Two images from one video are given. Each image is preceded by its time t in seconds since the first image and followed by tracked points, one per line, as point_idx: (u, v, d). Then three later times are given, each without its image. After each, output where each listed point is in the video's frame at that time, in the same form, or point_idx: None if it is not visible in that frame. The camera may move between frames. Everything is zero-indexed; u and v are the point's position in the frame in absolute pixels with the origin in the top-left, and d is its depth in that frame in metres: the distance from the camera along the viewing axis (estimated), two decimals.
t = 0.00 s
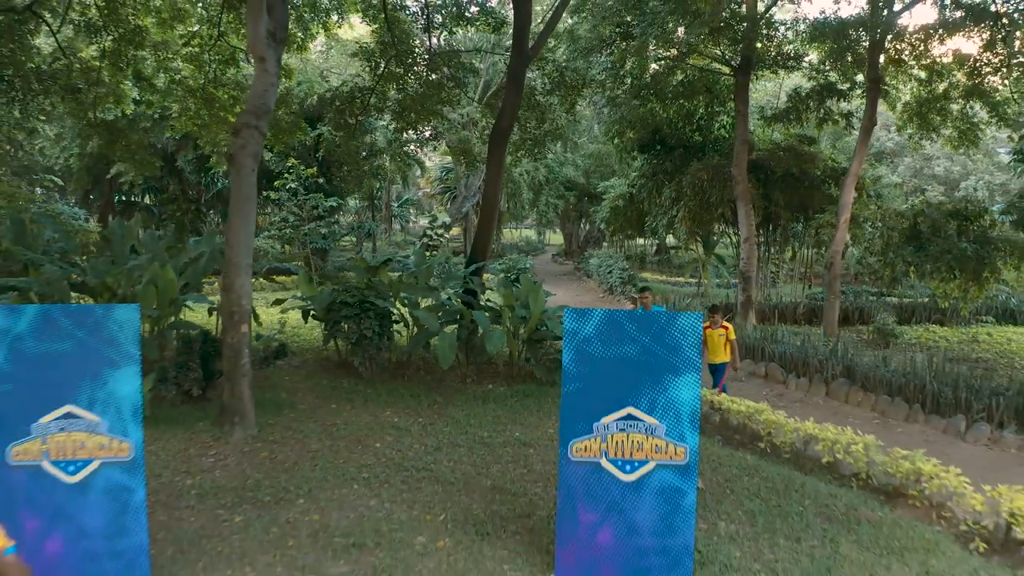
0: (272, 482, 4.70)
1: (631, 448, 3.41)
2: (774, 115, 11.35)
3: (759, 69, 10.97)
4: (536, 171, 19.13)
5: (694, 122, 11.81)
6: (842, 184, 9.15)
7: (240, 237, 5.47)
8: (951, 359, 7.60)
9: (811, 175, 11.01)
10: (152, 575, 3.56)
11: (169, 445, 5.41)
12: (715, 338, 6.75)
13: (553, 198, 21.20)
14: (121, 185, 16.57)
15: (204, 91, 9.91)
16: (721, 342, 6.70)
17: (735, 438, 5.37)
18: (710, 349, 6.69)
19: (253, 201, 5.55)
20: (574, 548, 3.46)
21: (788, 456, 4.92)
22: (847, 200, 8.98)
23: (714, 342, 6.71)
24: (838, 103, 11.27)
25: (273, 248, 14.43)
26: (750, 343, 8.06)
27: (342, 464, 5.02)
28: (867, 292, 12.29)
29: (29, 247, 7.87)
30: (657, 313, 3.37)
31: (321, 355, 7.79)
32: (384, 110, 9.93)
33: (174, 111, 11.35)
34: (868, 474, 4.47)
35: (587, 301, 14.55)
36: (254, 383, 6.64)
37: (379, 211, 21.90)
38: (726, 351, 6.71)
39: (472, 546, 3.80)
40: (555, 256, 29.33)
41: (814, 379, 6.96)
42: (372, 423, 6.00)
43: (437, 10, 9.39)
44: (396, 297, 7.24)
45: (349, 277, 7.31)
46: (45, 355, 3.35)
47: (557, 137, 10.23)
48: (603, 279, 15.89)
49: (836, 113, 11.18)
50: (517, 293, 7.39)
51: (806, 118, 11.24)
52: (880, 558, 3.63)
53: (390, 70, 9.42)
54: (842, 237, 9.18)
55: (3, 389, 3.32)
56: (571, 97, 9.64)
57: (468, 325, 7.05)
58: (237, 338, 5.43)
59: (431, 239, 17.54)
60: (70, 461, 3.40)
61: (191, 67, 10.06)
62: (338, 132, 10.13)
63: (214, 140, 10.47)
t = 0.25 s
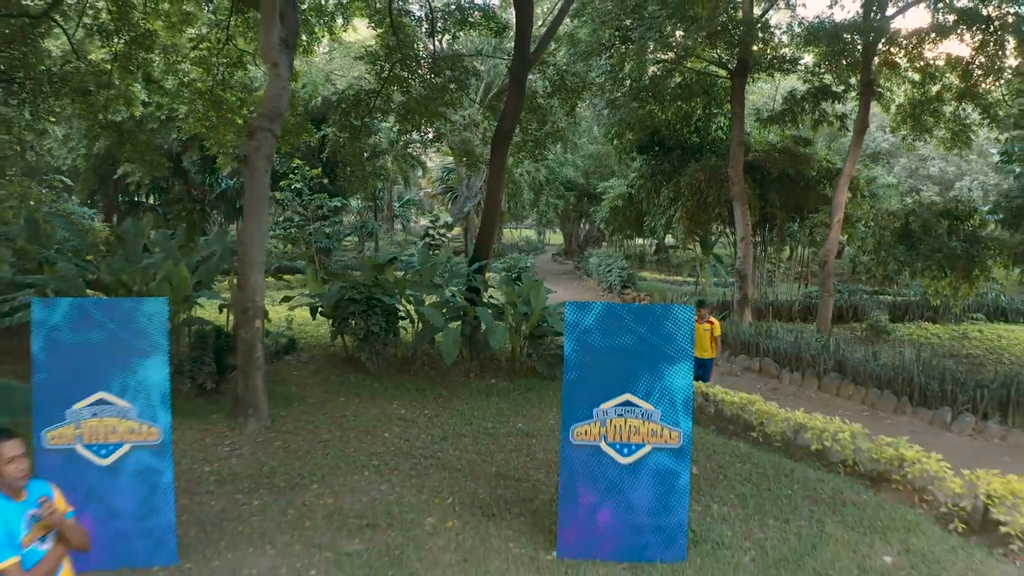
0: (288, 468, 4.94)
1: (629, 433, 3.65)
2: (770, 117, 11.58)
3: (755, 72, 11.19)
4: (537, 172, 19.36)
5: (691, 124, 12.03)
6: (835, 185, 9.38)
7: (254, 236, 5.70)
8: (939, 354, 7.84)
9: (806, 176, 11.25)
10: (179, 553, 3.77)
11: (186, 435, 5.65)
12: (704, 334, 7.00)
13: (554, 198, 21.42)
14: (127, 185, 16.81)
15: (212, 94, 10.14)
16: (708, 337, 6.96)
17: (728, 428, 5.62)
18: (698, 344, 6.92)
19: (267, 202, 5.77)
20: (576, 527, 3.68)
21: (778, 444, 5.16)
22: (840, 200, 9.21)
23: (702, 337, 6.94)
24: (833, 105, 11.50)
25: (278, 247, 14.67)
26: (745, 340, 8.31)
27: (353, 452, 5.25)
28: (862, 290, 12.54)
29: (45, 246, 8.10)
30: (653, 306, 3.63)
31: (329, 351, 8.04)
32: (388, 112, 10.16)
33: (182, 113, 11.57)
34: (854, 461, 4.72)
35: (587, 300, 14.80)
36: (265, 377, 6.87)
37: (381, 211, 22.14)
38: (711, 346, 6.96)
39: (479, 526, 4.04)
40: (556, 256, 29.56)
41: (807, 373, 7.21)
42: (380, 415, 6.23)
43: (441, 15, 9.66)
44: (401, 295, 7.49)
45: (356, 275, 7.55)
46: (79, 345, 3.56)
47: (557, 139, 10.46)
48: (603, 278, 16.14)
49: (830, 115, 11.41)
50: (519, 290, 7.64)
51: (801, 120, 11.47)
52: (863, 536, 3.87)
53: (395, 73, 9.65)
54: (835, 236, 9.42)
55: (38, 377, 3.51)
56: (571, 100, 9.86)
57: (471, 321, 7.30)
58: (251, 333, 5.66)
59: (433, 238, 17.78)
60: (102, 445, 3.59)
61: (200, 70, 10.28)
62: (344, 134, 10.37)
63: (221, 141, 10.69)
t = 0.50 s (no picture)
0: (300, 457, 5.16)
1: (627, 421, 3.87)
2: (767, 118, 11.78)
3: (752, 74, 11.39)
4: (537, 172, 19.56)
5: (690, 125, 12.21)
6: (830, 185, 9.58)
7: (266, 234, 5.90)
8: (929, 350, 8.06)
9: (802, 176, 11.46)
10: (200, 535, 3.97)
11: (201, 427, 5.86)
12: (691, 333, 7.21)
13: (554, 198, 21.62)
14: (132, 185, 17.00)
15: (219, 96, 10.33)
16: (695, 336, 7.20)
17: (723, 420, 5.83)
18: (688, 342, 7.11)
19: (277, 202, 5.96)
20: (577, 508, 3.92)
21: (771, 434, 5.38)
22: (835, 200, 9.41)
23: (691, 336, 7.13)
24: (828, 107, 11.70)
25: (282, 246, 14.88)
26: (741, 336, 8.52)
27: (363, 443, 5.47)
28: (857, 288, 12.77)
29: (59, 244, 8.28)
30: (649, 300, 3.84)
31: (336, 346, 8.25)
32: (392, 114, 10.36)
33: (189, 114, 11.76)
34: (844, 450, 4.94)
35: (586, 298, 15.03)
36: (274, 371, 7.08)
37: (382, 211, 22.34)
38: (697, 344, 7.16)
39: (484, 510, 4.25)
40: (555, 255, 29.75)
41: (800, 368, 7.43)
42: (387, 408, 6.44)
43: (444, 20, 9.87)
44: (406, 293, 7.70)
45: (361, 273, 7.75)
46: (105, 336, 3.75)
47: (558, 140, 10.66)
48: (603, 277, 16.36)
49: (826, 117, 11.61)
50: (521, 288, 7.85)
51: (797, 122, 11.67)
52: (850, 519, 4.09)
53: (398, 75, 9.86)
54: (829, 235, 9.63)
55: (67, 367, 3.68)
56: (571, 102, 10.06)
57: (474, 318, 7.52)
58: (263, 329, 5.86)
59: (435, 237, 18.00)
60: (127, 432, 3.77)
61: (208, 72, 10.47)
62: (348, 135, 10.59)
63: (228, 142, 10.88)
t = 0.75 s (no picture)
0: (313, 446, 5.39)
1: (624, 408, 4.10)
2: (763, 120, 12.01)
3: (749, 76, 11.61)
4: (538, 173, 19.79)
5: (688, 127, 12.45)
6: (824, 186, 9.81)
7: (278, 233, 6.13)
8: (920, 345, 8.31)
9: (798, 177, 11.70)
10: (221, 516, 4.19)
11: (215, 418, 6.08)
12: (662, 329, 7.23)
13: (554, 198, 21.84)
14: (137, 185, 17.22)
15: (227, 98, 10.56)
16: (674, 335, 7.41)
17: (718, 412, 6.06)
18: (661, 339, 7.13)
19: (288, 201, 6.20)
20: (577, 492, 4.14)
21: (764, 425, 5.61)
22: (828, 200, 9.65)
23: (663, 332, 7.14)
24: (823, 109, 11.92)
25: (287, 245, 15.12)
26: (737, 332, 8.76)
27: (372, 433, 5.70)
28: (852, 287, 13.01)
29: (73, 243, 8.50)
30: (645, 295, 4.09)
31: (343, 342, 8.48)
32: (396, 116, 10.59)
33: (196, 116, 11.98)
34: (833, 439, 5.17)
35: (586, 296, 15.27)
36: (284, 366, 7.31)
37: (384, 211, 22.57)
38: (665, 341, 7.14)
39: (490, 494, 4.47)
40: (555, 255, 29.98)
41: (794, 363, 7.67)
42: (394, 401, 6.67)
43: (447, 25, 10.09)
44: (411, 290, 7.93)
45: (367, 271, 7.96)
46: (130, 328, 3.96)
47: (558, 142, 10.89)
48: (602, 276, 16.61)
49: (821, 119, 11.84)
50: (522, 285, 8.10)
51: (793, 123, 11.89)
52: (837, 503, 4.32)
53: (403, 79, 10.18)
54: (823, 235, 9.85)
55: (95, 358, 3.91)
56: (571, 104, 10.28)
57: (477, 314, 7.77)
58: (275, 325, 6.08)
59: (436, 237, 18.22)
60: (153, 419, 4.00)
61: (215, 75, 10.69)
62: (353, 137, 10.82)
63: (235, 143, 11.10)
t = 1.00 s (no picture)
0: (323, 437, 5.58)
1: (623, 399, 4.31)
2: (760, 122, 12.19)
3: (745, 79, 11.78)
4: (538, 173, 19.98)
5: (686, 128, 12.64)
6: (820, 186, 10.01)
7: (287, 231, 6.31)
8: (912, 340, 8.51)
9: (794, 177, 11.93)
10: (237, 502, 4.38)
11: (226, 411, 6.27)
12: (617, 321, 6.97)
13: (554, 198, 22.03)
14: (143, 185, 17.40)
15: (233, 99, 10.74)
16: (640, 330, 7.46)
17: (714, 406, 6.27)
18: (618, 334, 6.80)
19: (296, 201, 6.39)
20: (577, 479, 4.33)
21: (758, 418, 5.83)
22: (823, 200, 9.84)
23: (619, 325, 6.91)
24: (819, 110, 12.09)
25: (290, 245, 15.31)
26: (733, 329, 8.97)
27: (379, 425, 5.90)
28: (848, 285, 13.24)
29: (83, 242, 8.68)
30: (643, 291, 4.27)
31: (348, 339, 8.68)
32: (399, 117, 10.77)
33: (202, 117, 12.16)
34: (824, 430, 5.40)
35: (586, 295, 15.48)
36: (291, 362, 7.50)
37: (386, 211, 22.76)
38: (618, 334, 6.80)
39: (493, 482, 4.67)
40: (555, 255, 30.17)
41: (788, 360, 7.89)
42: (399, 395, 6.86)
43: (451, 28, 10.32)
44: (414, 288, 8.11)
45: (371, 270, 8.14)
46: (152, 322, 4.14)
47: (558, 143, 11.08)
48: (602, 275, 16.80)
49: (817, 119, 12.01)
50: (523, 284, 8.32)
51: (789, 124, 12.05)
52: (826, 489, 4.53)
53: (407, 81, 10.39)
54: (818, 234, 10.04)
55: (117, 350, 4.09)
56: (571, 106, 10.46)
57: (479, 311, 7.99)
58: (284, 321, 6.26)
59: (437, 237, 18.42)
60: (172, 408, 4.19)
61: (221, 77, 10.87)
62: (357, 138, 10.99)
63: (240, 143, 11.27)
